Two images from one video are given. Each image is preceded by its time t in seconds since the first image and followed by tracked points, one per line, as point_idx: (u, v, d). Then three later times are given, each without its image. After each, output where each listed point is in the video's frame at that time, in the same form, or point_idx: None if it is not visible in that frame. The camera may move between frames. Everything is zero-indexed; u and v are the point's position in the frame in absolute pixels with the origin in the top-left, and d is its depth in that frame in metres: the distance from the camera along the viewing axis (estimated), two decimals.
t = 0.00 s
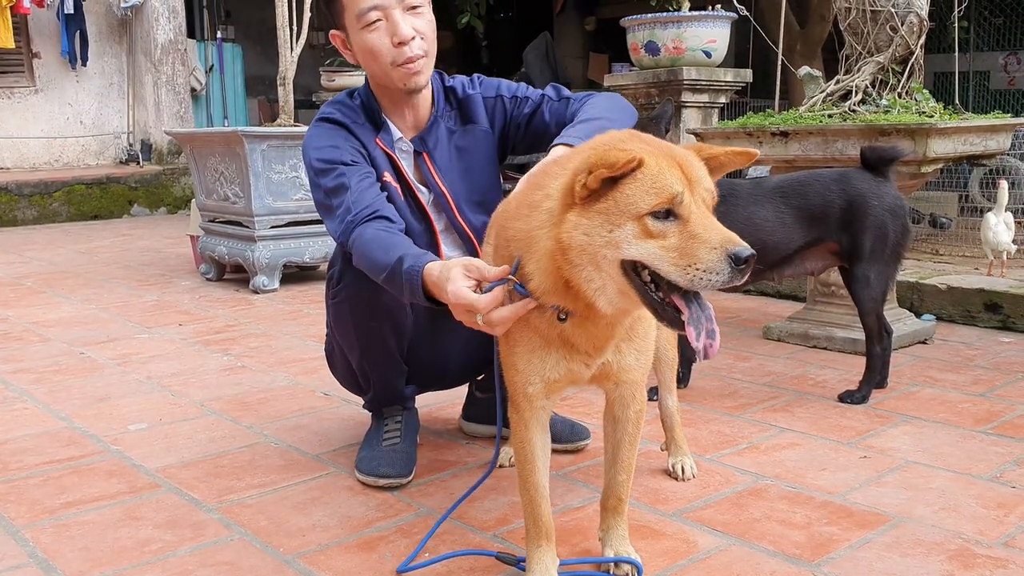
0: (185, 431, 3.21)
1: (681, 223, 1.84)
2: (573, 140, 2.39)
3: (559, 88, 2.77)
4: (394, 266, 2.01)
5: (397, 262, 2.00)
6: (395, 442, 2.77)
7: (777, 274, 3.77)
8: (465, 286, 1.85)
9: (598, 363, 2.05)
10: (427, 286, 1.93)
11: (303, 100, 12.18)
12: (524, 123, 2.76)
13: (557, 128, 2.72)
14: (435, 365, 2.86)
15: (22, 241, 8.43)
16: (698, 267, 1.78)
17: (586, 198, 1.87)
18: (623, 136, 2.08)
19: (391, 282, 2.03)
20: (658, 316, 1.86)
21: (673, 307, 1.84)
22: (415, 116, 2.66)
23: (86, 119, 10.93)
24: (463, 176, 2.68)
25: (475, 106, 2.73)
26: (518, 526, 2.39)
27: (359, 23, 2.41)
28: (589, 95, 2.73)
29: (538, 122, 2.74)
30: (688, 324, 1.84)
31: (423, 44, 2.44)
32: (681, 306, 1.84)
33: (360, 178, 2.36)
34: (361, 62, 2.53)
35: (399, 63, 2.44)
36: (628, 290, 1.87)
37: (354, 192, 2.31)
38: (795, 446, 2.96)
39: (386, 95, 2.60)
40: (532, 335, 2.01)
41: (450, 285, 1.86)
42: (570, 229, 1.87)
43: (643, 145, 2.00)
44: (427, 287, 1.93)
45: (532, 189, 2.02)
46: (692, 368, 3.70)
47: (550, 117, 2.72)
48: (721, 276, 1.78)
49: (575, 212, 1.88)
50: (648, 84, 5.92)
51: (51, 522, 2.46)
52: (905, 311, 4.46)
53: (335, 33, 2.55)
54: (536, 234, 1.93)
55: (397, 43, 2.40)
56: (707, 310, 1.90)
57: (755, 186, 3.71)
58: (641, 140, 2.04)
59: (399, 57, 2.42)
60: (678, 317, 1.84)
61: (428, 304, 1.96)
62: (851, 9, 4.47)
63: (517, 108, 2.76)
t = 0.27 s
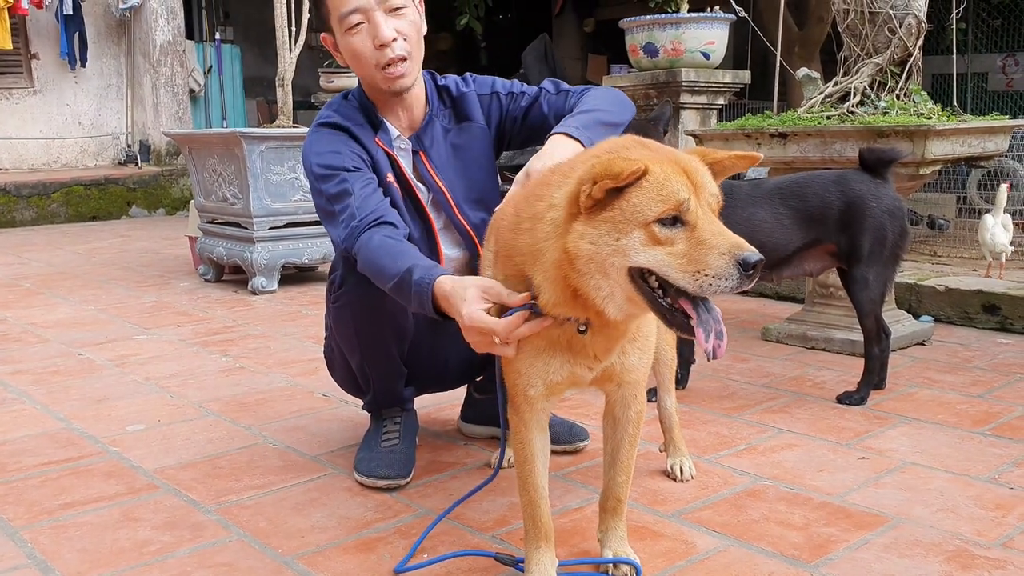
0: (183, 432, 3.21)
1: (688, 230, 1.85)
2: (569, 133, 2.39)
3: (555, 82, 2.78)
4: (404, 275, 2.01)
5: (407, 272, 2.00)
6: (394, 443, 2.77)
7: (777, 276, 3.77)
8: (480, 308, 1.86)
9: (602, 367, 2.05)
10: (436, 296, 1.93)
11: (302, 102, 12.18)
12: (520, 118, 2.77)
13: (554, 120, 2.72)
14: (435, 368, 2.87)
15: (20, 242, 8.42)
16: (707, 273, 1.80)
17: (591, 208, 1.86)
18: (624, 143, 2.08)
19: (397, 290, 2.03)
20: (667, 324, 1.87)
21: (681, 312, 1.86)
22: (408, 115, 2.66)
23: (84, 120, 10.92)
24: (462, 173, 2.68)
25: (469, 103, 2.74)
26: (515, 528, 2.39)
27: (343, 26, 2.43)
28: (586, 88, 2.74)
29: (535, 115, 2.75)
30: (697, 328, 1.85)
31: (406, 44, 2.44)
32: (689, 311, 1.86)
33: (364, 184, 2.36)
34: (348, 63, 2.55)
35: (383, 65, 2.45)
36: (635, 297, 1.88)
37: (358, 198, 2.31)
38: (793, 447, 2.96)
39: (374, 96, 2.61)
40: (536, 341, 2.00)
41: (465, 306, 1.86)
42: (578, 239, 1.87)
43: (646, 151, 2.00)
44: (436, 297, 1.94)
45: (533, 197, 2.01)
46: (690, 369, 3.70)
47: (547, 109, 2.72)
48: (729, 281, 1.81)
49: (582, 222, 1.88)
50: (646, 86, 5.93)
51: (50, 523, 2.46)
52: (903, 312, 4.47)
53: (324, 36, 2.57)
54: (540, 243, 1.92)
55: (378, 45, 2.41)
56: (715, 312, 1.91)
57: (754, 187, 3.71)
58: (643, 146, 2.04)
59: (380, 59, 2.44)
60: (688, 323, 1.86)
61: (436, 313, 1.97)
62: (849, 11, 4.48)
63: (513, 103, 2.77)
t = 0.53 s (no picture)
0: (180, 433, 3.20)
1: (689, 230, 1.85)
2: (568, 139, 2.40)
3: (552, 94, 2.79)
4: (397, 262, 2.00)
5: (401, 260, 1.99)
6: (391, 444, 2.77)
7: (775, 277, 3.77)
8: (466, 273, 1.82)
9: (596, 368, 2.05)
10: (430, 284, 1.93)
11: (300, 103, 12.19)
12: (517, 126, 2.78)
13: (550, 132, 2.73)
14: (434, 368, 2.86)
15: (18, 243, 8.41)
16: (709, 273, 1.81)
17: (592, 206, 1.86)
18: (626, 143, 2.08)
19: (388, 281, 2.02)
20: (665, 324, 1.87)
21: (680, 314, 1.87)
22: (404, 116, 2.66)
23: (82, 121, 10.91)
24: (457, 176, 2.69)
25: (464, 107, 2.74)
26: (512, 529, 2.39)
27: (338, 29, 2.43)
28: (583, 104, 2.75)
29: (531, 126, 2.76)
30: (695, 329, 1.87)
31: (402, 45, 2.45)
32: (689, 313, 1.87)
33: (358, 183, 2.35)
34: (344, 65, 2.55)
35: (379, 67, 2.45)
36: (634, 296, 1.88)
37: (351, 197, 2.30)
38: (790, 449, 2.96)
39: (370, 96, 2.61)
40: (533, 339, 2.00)
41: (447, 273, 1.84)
42: (578, 236, 1.87)
43: (647, 152, 2.00)
44: (429, 284, 1.93)
45: (533, 193, 2.00)
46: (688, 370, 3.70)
47: (542, 122, 2.73)
48: (730, 282, 1.81)
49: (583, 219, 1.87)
50: (644, 87, 5.93)
51: (47, 525, 2.45)
52: (901, 314, 4.47)
53: (320, 39, 2.57)
54: (538, 239, 1.91)
55: (375, 46, 2.41)
56: (715, 316, 1.94)
57: (752, 188, 3.71)
58: (644, 147, 2.04)
59: (378, 60, 2.44)
60: (686, 324, 1.87)
61: (429, 299, 1.95)
62: (847, 13, 4.49)
63: (510, 110, 2.78)
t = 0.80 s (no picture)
0: (179, 434, 3.20)
1: (684, 227, 1.85)
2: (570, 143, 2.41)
3: (555, 107, 2.79)
4: (391, 264, 1.99)
5: (395, 261, 1.98)
6: (390, 445, 2.77)
7: (774, 278, 3.77)
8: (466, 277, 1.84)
9: (593, 369, 2.05)
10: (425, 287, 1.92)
11: (299, 104, 12.19)
12: (515, 137, 2.77)
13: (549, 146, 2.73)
14: (432, 368, 2.85)
15: (16, 244, 8.40)
16: (703, 270, 1.81)
17: (588, 203, 1.87)
18: (625, 141, 2.08)
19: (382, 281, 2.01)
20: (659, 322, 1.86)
21: (674, 313, 1.86)
22: (401, 117, 2.66)
23: (80, 122, 10.90)
24: (455, 179, 2.69)
25: (463, 111, 2.74)
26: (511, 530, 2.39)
27: (332, 31, 2.43)
28: (585, 120, 2.74)
29: (531, 137, 2.75)
30: (689, 328, 1.85)
31: (396, 46, 2.45)
32: (683, 311, 1.86)
33: (350, 181, 2.36)
34: (340, 67, 2.55)
35: (373, 68, 2.45)
36: (628, 294, 1.87)
37: (343, 195, 2.30)
38: (789, 450, 2.96)
39: (367, 97, 2.62)
40: (527, 338, 2.00)
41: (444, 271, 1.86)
42: (573, 232, 1.87)
43: (645, 150, 2.00)
44: (424, 286, 1.92)
45: (530, 190, 2.02)
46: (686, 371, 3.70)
47: (543, 134, 2.73)
48: (728, 278, 1.82)
49: (578, 215, 1.88)
50: (643, 89, 5.94)
51: (45, 525, 2.45)
52: (899, 315, 4.48)
53: (316, 40, 2.58)
54: (535, 236, 1.93)
55: (368, 48, 2.42)
56: (707, 315, 1.92)
57: (751, 189, 3.71)
58: (644, 144, 2.04)
59: (371, 62, 2.44)
60: (681, 322, 1.85)
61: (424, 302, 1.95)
62: (845, 14, 4.49)
63: (510, 120, 2.77)
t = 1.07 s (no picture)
0: (177, 437, 3.20)
1: (685, 234, 1.85)
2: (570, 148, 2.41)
3: (555, 111, 2.79)
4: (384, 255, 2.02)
5: (388, 251, 2.01)
6: (388, 448, 2.77)
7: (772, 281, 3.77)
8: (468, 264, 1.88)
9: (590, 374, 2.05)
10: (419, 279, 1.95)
11: (298, 106, 12.20)
12: (516, 140, 2.77)
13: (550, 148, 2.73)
14: (429, 369, 2.86)
15: (15, 246, 8.40)
16: (704, 278, 1.81)
17: (588, 210, 1.87)
18: (625, 147, 2.08)
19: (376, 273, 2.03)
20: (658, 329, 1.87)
21: (674, 319, 1.86)
22: (399, 122, 2.66)
23: (79, 124, 10.90)
24: (454, 183, 2.70)
25: (462, 115, 2.74)
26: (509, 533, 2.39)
27: (328, 34, 2.44)
28: (586, 124, 2.74)
29: (531, 140, 2.75)
30: (689, 334, 1.86)
31: (392, 49, 2.45)
32: (683, 317, 1.86)
33: (348, 184, 2.36)
34: (337, 71, 2.56)
35: (368, 71, 2.45)
36: (627, 301, 1.88)
37: (340, 197, 2.30)
38: (788, 452, 2.96)
39: (364, 101, 2.62)
40: (523, 342, 2.00)
41: (450, 261, 1.88)
42: (573, 238, 1.88)
43: (645, 156, 2.00)
44: (417, 276, 1.95)
45: (529, 195, 2.02)
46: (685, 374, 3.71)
47: (543, 137, 2.72)
48: (727, 287, 1.81)
49: (578, 222, 1.88)
50: (642, 91, 5.94)
51: (42, 528, 2.45)
52: (898, 318, 4.48)
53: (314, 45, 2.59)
54: (535, 242, 1.93)
55: (363, 50, 2.42)
56: (706, 320, 1.92)
57: (749, 192, 3.72)
58: (644, 150, 2.04)
59: (366, 65, 2.44)
60: (680, 330, 1.86)
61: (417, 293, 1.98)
62: (844, 17, 4.50)
63: (510, 123, 2.77)
